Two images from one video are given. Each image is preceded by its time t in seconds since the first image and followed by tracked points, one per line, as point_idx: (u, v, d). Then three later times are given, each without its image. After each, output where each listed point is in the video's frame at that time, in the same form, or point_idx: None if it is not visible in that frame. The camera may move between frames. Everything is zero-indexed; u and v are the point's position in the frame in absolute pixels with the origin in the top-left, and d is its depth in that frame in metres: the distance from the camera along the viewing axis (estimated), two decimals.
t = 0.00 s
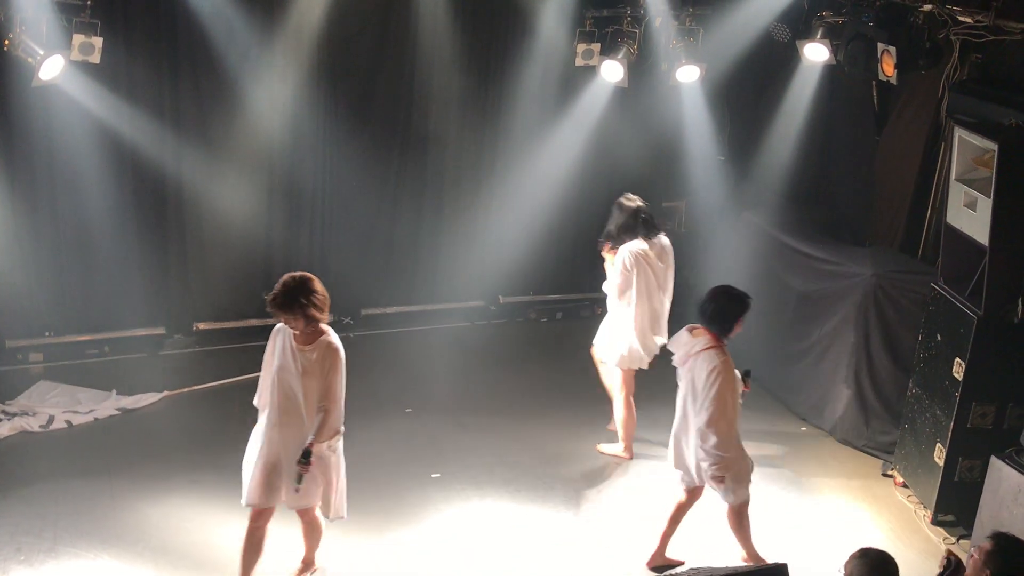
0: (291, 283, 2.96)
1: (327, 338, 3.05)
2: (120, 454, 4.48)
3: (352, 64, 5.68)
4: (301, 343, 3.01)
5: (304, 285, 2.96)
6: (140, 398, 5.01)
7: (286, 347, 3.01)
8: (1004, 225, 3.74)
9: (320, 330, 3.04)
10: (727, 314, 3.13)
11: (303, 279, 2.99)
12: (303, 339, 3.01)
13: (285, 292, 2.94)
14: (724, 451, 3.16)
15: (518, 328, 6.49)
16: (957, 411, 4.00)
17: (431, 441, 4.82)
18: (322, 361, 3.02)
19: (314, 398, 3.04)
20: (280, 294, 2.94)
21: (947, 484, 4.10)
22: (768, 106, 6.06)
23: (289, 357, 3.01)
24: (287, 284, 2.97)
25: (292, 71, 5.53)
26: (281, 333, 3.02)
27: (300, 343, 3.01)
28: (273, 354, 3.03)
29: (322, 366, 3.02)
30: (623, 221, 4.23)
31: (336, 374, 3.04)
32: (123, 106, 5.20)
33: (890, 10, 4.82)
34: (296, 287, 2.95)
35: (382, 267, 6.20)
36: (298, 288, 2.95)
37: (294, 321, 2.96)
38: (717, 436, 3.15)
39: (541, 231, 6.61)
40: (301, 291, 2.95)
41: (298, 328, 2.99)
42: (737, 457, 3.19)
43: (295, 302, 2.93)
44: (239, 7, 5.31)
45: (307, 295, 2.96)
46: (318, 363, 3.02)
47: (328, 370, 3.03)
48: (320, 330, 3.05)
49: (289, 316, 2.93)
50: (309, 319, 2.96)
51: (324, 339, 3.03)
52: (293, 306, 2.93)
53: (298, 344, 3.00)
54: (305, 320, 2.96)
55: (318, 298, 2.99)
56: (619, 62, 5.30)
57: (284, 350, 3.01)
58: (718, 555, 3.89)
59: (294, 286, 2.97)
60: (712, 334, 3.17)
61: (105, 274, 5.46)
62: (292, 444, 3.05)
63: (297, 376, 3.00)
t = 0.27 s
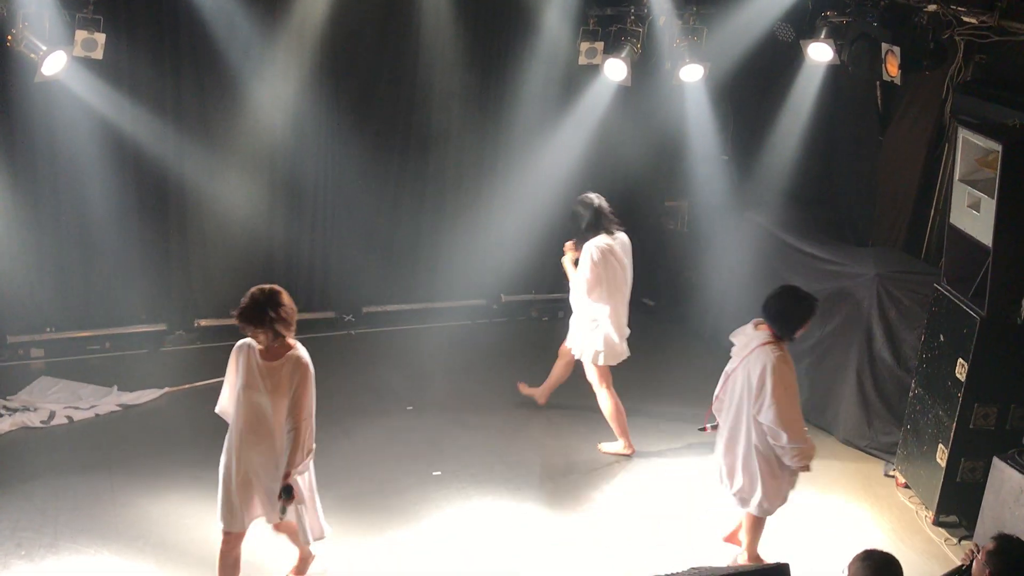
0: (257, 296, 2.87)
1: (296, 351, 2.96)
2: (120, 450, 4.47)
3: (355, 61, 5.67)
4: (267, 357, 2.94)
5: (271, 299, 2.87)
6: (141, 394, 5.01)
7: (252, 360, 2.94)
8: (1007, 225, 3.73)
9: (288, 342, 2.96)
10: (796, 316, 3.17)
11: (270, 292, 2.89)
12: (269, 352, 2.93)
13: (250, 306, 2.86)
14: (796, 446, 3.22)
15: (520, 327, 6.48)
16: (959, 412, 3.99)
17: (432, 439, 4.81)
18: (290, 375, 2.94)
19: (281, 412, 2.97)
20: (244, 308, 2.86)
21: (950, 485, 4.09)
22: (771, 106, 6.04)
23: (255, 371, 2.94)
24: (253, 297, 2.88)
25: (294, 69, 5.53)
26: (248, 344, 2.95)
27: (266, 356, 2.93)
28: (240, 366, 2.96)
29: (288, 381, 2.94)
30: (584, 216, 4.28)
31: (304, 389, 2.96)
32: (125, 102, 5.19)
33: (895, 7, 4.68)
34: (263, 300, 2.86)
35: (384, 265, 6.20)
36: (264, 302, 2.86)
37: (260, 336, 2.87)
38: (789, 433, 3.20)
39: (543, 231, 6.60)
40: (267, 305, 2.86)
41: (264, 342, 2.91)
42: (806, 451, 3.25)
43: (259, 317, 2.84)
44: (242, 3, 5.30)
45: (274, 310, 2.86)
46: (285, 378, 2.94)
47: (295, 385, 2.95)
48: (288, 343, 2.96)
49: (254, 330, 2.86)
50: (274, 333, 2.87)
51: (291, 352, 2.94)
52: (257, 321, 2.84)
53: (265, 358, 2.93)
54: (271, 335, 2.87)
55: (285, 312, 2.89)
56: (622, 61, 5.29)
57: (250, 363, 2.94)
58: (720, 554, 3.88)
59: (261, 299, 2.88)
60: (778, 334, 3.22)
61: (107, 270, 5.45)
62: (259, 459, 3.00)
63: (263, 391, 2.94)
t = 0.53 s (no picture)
0: (231, 309, 2.71)
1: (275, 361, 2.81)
2: (129, 446, 4.49)
3: (363, 58, 5.67)
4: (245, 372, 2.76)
5: (247, 312, 2.71)
6: (149, 390, 5.02)
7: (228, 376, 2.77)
8: (1017, 226, 3.72)
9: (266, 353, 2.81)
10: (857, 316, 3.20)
11: (245, 305, 2.73)
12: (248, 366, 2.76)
13: (227, 321, 2.69)
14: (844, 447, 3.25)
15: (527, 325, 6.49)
16: (967, 413, 3.98)
17: (439, 437, 4.81)
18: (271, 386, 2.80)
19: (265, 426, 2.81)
20: (220, 323, 2.69)
21: (957, 486, 4.08)
22: (779, 104, 5.94)
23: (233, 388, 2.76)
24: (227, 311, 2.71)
25: (303, 67, 5.54)
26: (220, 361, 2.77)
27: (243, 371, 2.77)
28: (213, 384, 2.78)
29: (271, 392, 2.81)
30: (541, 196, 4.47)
31: (288, 399, 2.84)
32: (134, 99, 5.21)
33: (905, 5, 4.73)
34: (240, 314, 2.70)
35: (391, 263, 6.21)
36: (241, 315, 2.70)
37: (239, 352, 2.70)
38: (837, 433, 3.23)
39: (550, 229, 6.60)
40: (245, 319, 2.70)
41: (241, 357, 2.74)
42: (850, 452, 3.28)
43: (238, 331, 2.69)
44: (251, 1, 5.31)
45: (252, 322, 2.71)
46: (267, 390, 2.80)
47: (279, 396, 2.82)
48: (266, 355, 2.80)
49: (231, 345, 2.69)
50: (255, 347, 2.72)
51: (270, 364, 2.79)
52: (236, 335, 2.69)
53: (243, 373, 2.76)
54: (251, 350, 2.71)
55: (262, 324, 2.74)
56: (631, 58, 5.29)
57: (225, 380, 2.76)
58: (727, 555, 3.88)
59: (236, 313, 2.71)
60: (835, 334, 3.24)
61: (115, 267, 5.46)
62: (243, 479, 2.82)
63: (244, 407, 2.77)
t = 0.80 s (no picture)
0: (222, 329, 2.71)
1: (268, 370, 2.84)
2: (137, 443, 4.51)
3: (371, 58, 5.68)
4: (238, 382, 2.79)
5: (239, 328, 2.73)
6: (158, 388, 5.04)
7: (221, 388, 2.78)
8: None
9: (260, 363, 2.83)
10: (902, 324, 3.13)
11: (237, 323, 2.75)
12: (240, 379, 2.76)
13: (218, 339, 2.70)
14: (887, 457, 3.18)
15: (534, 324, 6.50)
16: (974, 414, 3.98)
17: (447, 436, 4.82)
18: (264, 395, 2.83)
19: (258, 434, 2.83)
20: (207, 344, 2.69)
21: (964, 488, 4.08)
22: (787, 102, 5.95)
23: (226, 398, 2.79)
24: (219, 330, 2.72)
25: (311, 66, 5.56)
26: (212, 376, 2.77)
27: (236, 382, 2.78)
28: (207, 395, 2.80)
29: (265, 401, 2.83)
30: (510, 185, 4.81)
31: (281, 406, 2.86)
32: (142, 97, 5.23)
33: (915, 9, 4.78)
34: (229, 333, 2.71)
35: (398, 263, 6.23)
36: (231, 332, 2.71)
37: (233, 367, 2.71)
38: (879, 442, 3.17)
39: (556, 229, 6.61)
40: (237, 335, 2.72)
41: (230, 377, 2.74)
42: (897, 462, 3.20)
43: (230, 348, 2.69)
44: None
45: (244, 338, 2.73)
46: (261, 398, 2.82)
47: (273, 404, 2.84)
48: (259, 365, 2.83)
49: (223, 368, 2.70)
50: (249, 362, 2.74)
51: (263, 373, 2.82)
52: (229, 351, 2.69)
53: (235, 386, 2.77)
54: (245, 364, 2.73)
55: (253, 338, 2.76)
56: (638, 58, 5.30)
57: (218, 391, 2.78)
58: (734, 555, 3.89)
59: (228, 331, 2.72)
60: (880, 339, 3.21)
61: (123, 265, 5.48)
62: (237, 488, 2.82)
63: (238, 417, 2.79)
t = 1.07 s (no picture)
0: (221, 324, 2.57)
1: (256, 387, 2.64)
2: (142, 440, 4.53)
3: (375, 56, 5.70)
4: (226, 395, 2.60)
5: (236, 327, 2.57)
6: (163, 385, 5.07)
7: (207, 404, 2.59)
8: None
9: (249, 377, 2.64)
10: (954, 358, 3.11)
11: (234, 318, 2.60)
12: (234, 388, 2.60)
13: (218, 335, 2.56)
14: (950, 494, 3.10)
15: (537, 323, 6.52)
16: (977, 414, 3.99)
17: (450, 434, 4.85)
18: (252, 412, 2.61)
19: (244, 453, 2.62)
20: (205, 345, 2.55)
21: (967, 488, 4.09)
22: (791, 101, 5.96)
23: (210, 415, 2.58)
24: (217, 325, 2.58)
25: (317, 66, 5.58)
26: (202, 383, 2.60)
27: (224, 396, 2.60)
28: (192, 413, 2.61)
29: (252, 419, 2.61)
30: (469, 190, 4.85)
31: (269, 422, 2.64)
32: (148, 95, 5.26)
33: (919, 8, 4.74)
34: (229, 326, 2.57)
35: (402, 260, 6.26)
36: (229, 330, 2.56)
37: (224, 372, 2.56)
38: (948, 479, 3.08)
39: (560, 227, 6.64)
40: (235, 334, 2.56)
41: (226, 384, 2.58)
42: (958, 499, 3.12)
43: (227, 346, 2.55)
44: None
45: (240, 337, 2.57)
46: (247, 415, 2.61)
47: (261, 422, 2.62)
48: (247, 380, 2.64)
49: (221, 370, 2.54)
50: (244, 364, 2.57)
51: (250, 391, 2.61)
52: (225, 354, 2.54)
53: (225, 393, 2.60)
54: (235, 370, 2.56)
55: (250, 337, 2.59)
56: (643, 58, 5.32)
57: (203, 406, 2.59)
58: (735, 554, 3.90)
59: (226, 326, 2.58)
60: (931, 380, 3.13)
61: (128, 263, 5.51)
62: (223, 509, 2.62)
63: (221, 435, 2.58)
